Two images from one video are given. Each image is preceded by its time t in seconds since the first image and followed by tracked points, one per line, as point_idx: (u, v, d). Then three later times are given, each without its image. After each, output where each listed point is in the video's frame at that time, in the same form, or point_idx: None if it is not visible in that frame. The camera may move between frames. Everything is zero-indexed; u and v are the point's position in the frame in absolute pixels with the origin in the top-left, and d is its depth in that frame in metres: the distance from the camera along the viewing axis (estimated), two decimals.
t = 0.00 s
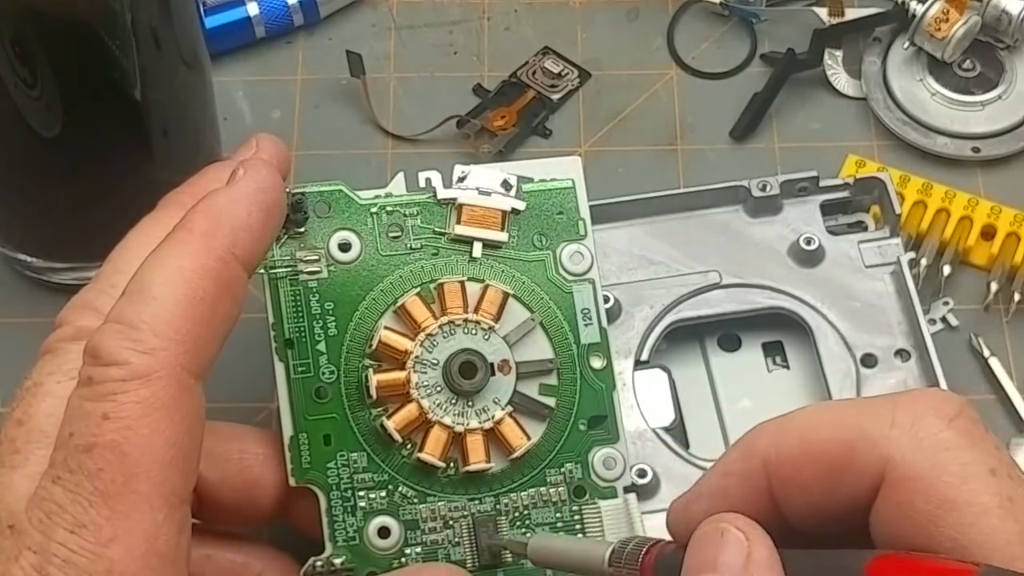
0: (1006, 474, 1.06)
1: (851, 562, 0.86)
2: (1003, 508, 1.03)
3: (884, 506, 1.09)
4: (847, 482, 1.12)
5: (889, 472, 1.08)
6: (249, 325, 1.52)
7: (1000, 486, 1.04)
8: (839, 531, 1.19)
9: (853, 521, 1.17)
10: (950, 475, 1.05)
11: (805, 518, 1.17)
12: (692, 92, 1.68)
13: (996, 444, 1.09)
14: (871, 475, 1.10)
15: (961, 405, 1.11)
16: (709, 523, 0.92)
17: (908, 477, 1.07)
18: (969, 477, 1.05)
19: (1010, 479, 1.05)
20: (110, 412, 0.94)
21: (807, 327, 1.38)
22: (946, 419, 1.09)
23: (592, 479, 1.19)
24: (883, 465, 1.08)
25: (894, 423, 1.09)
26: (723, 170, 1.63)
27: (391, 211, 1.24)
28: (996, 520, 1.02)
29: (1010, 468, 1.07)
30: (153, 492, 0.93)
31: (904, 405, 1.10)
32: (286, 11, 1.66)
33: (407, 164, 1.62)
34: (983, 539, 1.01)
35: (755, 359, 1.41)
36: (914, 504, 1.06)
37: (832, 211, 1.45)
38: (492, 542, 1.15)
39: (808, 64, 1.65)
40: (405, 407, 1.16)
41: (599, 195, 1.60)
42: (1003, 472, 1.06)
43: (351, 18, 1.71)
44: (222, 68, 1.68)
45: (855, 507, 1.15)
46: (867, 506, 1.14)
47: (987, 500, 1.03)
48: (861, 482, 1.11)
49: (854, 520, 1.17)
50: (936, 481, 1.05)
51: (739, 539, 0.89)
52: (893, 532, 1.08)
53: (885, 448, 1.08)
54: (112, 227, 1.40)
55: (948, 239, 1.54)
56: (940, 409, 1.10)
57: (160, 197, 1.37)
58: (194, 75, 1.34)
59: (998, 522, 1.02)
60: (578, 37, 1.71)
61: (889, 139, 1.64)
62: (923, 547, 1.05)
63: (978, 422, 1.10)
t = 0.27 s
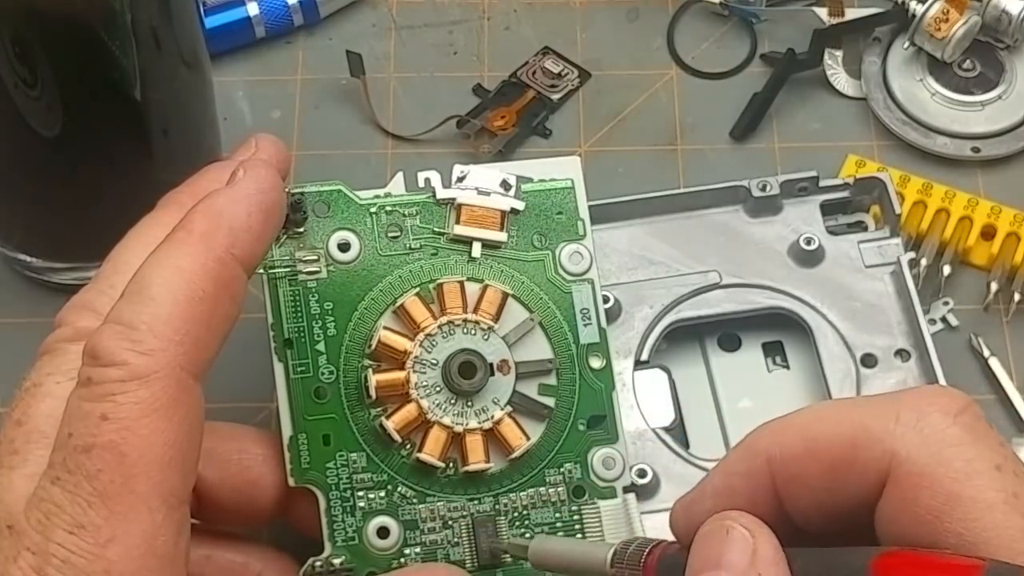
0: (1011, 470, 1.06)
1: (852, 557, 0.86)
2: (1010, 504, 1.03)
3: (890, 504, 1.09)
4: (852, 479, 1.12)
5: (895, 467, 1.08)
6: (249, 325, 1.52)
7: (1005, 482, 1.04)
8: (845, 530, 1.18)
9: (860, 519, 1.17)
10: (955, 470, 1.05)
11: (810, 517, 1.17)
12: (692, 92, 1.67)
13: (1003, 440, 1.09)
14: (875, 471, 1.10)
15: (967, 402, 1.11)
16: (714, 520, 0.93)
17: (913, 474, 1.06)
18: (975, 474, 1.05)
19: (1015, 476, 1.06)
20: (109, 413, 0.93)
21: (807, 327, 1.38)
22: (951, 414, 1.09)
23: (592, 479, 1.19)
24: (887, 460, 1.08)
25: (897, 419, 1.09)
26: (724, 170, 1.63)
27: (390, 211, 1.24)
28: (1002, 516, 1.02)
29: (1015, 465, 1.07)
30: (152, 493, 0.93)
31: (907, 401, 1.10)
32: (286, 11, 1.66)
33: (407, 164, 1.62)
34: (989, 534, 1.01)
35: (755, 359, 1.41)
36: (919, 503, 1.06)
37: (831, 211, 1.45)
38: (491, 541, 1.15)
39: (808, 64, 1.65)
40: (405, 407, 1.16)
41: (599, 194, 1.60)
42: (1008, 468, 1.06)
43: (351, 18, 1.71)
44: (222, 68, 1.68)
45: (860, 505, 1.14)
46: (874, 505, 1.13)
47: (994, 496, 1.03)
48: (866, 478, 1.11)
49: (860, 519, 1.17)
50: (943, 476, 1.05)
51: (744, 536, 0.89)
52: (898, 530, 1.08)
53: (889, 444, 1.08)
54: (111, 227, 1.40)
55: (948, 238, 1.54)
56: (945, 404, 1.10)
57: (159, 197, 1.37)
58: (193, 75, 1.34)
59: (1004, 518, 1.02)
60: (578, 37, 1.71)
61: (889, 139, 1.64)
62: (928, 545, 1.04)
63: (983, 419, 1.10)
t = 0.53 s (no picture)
0: None
1: (866, 559, 0.87)
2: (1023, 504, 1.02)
3: (902, 504, 1.09)
4: (864, 479, 1.12)
5: (908, 467, 1.08)
6: (249, 325, 1.52)
7: (1019, 483, 1.04)
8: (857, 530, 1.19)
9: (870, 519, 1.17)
10: (969, 471, 1.05)
11: (822, 516, 1.17)
12: (692, 92, 1.67)
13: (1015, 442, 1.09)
14: (888, 471, 1.10)
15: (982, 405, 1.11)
16: (725, 520, 0.93)
17: (926, 474, 1.07)
18: (988, 476, 1.04)
19: None
20: (109, 413, 0.93)
21: (807, 327, 1.38)
22: (965, 415, 1.09)
23: (592, 479, 1.19)
24: (900, 461, 1.09)
25: (911, 419, 1.09)
26: (724, 170, 1.63)
27: (391, 211, 1.24)
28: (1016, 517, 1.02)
29: None
30: (152, 492, 0.93)
31: (923, 401, 1.11)
32: (287, 11, 1.66)
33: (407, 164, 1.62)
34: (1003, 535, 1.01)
35: (755, 359, 1.41)
36: (935, 503, 1.05)
37: (832, 211, 1.45)
38: (491, 541, 1.15)
39: (808, 64, 1.65)
40: (405, 407, 1.16)
41: (599, 194, 1.60)
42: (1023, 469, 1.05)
43: (351, 18, 1.71)
44: (222, 68, 1.68)
45: (871, 505, 1.15)
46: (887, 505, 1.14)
47: (1008, 498, 1.03)
48: (879, 478, 1.11)
49: (873, 519, 1.17)
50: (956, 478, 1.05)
51: (756, 535, 0.89)
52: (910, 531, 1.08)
53: (902, 444, 1.09)
54: (111, 228, 1.40)
55: (948, 239, 1.54)
56: (959, 406, 1.10)
57: (160, 197, 1.37)
58: (193, 75, 1.34)
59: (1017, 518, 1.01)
60: (578, 37, 1.71)
61: (889, 139, 1.64)
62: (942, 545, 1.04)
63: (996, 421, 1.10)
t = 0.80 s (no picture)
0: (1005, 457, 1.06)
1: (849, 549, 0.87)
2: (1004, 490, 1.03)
3: (883, 492, 1.09)
4: (847, 467, 1.12)
5: (889, 455, 1.08)
6: (249, 325, 1.52)
7: (1001, 469, 1.04)
8: (843, 519, 1.19)
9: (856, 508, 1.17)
10: (948, 458, 1.05)
11: (808, 506, 1.17)
12: (692, 92, 1.67)
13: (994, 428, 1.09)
14: (871, 460, 1.10)
15: (960, 391, 1.11)
16: (712, 513, 0.93)
17: (905, 463, 1.07)
18: (968, 461, 1.05)
19: (1011, 463, 1.05)
20: (110, 410, 0.94)
21: (806, 327, 1.38)
22: (945, 404, 1.09)
23: (592, 478, 1.19)
24: (882, 450, 1.09)
25: (893, 408, 1.09)
26: (724, 170, 1.63)
27: (392, 210, 1.24)
28: (997, 503, 1.02)
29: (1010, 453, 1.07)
30: (153, 489, 0.93)
31: (903, 390, 1.11)
32: (287, 11, 1.66)
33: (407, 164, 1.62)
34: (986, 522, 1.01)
35: (755, 359, 1.41)
36: (915, 490, 1.06)
37: (832, 211, 1.45)
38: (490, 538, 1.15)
39: (808, 64, 1.65)
40: (404, 406, 1.16)
41: (599, 194, 1.60)
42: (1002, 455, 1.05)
43: (351, 18, 1.71)
44: (222, 68, 1.68)
45: (856, 494, 1.15)
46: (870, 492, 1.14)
47: (989, 483, 1.03)
48: (864, 467, 1.11)
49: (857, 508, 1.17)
50: (934, 465, 1.05)
51: (741, 528, 0.89)
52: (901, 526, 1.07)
53: (885, 433, 1.09)
54: (111, 227, 1.40)
55: (948, 239, 1.54)
56: (940, 395, 1.10)
57: (160, 196, 1.37)
58: (193, 75, 1.34)
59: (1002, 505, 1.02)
60: (577, 37, 1.71)
61: (889, 139, 1.64)
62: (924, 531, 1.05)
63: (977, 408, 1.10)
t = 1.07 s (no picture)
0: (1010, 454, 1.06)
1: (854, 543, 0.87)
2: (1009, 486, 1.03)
3: (888, 490, 1.10)
4: (855, 465, 1.12)
5: (896, 453, 1.08)
6: (249, 325, 1.52)
7: (1006, 466, 1.05)
8: (846, 517, 1.19)
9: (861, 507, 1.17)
10: (953, 456, 1.06)
11: (811, 504, 1.17)
12: (692, 92, 1.67)
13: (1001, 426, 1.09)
14: (878, 458, 1.10)
15: (966, 390, 1.11)
16: (714, 509, 0.93)
17: (912, 461, 1.07)
18: (974, 459, 1.05)
19: (1016, 461, 1.06)
20: (110, 406, 0.94)
21: (807, 327, 1.38)
22: (952, 402, 1.09)
23: (591, 478, 1.19)
24: (889, 448, 1.09)
25: (900, 405, 1.10)
26: (724, 170, 1.63)
27: (390, 211, 1.24)
28: (1001, 499, 1.02)
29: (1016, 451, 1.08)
30: (152, 485, 0.93)
31: (911, 388, 1.11)
32: (286, 11, 1.66)
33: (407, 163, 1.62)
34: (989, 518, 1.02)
35: (755, 359, 1.41)
36: (919, 486, 1.06)
37: (832, 211, 1.45)
38: (489, 539, 1.15)
39: (808, 64, 1.65)
40: (403, 406, 1.16)
41: (599, 194, 1.60)
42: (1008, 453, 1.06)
43: (351, 18, 1.71)
44: (222, 68, 1.68)
45: (862, 492, 1.15)
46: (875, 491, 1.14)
47: (995, 480, 1.03)
48: (869, 465, 1.11)
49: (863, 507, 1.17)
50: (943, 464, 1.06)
51: (746, 524, 0.89)
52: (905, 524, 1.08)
53: (891, 430, 1.09)
54: (111, 227, 1.40)
55: (948, 239, 1.54)
56: (948, 393, 1.10)
57: (160, 196, 1.37)
58: (193, 75, 1.34)
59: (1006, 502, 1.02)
60: (577, 37, 1.71)
61: (889, 139, 1.64)
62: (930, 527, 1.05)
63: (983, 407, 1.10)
